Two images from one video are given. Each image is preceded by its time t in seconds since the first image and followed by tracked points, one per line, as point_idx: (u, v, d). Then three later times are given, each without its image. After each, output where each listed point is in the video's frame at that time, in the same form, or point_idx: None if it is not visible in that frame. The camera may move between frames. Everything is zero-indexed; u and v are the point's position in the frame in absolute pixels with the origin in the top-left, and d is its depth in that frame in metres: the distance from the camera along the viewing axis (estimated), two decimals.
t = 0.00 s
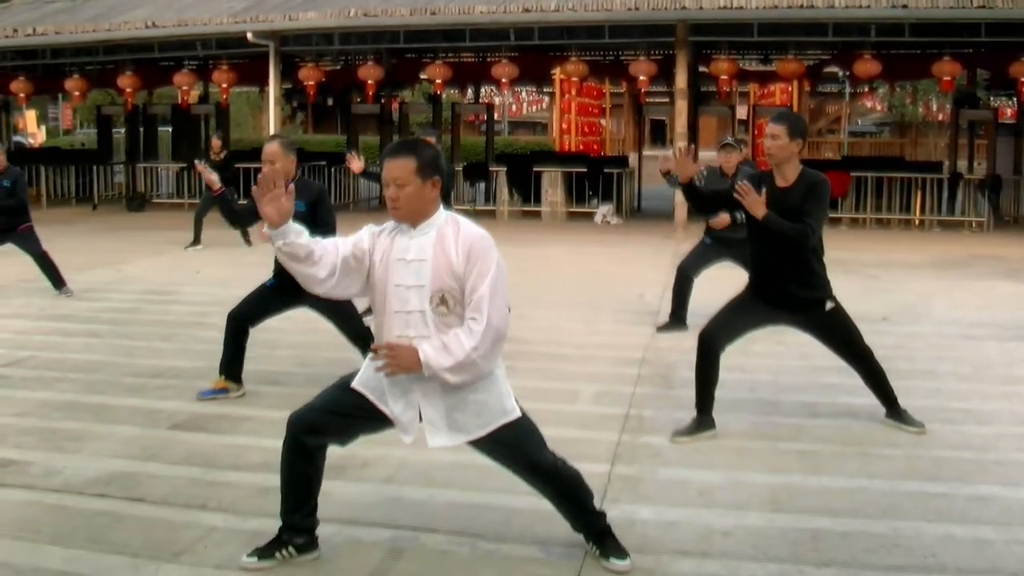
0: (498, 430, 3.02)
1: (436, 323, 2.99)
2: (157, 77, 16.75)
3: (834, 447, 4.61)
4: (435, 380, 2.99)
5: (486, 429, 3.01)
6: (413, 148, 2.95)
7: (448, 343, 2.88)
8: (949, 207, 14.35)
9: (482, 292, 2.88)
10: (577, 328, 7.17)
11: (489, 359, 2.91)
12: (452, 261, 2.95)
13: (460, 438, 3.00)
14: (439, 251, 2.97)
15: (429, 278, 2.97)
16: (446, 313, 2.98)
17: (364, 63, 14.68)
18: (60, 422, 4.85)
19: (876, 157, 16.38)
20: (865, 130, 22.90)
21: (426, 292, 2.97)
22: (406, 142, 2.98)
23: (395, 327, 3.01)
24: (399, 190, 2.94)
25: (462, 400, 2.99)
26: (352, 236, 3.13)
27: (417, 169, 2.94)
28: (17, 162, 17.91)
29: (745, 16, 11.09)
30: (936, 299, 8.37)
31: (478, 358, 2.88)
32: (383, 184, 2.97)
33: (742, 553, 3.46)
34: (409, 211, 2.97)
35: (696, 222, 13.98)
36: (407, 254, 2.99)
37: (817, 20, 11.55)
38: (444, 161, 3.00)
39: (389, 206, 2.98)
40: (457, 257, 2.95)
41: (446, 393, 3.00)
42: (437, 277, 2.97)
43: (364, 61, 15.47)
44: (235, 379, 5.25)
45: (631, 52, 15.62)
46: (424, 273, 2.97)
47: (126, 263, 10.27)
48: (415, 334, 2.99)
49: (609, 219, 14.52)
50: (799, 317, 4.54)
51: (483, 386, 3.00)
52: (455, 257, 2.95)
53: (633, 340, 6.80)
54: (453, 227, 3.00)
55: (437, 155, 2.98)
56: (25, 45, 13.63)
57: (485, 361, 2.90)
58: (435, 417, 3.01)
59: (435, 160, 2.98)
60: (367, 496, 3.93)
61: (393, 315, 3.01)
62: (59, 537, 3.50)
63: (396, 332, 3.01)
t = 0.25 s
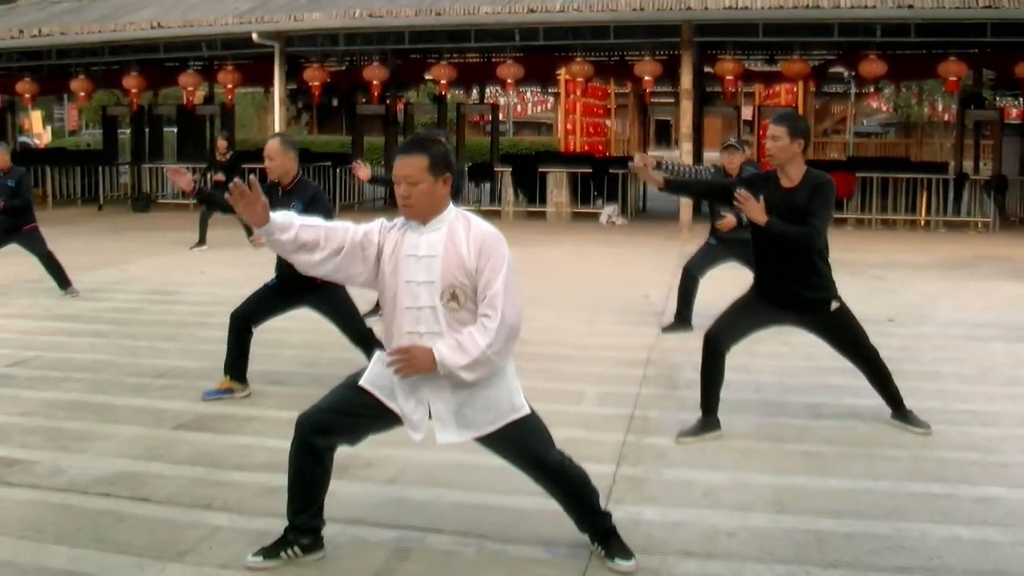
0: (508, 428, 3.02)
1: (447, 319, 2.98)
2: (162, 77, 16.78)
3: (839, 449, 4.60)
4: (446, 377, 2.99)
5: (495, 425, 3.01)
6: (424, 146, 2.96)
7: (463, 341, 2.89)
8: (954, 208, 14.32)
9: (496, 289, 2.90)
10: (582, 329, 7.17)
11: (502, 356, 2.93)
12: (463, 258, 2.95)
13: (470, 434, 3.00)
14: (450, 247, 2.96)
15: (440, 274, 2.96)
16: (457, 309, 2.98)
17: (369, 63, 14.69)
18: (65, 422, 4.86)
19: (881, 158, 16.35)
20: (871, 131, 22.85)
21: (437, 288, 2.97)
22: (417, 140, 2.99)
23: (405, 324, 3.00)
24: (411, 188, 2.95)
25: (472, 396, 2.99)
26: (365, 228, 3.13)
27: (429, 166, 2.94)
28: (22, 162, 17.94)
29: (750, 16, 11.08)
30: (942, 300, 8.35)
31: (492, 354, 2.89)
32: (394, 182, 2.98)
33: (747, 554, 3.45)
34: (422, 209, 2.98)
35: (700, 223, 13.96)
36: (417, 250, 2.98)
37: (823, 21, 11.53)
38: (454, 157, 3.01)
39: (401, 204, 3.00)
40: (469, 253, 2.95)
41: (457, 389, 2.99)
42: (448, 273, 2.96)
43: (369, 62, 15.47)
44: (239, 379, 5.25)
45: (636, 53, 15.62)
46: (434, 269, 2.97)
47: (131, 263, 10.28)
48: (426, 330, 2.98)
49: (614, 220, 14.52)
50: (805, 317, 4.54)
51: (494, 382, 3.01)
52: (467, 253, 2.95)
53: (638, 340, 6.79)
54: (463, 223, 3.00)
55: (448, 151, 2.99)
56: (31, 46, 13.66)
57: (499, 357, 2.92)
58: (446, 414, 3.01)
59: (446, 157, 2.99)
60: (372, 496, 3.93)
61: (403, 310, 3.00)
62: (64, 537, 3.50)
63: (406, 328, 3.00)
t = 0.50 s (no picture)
0: (515, 427, 3.02)
1: (457, 317, 2.99)
2: (166, 77, 16.79)
3: (842, 450, 4.59)
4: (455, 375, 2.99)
5: (502, 423, 3.01)
6: (433, 143, 2.94)
7: (475, 339, 2.90)
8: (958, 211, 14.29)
9: (509, 287, 2.91)
10: (585, 330, 7.16)
11: (513, 353, 2.95)
12: (475, 256, 2.96)
13: (478, 432, 3.01)
14: (462, 246, 2.98)
15: (451, 272, 2.98)
16: (467, 307, 2.99)
17: (372, 64, 14.69)
18: (68, 421, 4.86)
19: (885, 160, 16.33)
20: (875, 133, 22.81)
21: (448, 285, 2.98)
22: (425, 137, 2.96)
23: (414, 322, 3.01)
24: (421, 187, 2.95)
25: (480, 394, 2.99)
26: (369, 228, 3.11)
27: (439, 164, 2.94)
28: (26, 162, 17.97)
29: (754, 18, 11.07)
30: (945, 302, 8.34)
31: (504, 352, 2.91)
32: (405, 181, 2.97)
33: (749, 556, 3.45)
34: (433, 208, 2.98)
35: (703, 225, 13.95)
36: (428, 248, 2.99)
37: (826, 22, 11.52)
38: (463, 153, 3.00)
39: (412, 204, 2.99)
40: (481, 251, 2.97)
41: (466, 387, 3.00)
42: (459, 271, 2.97)
43: (373, 62, 15.47)
44: (242, 379, 5.25)
45: (639, 54, 15.62)
46: (446, 266, 2.98)
47: (134, 263, 10.29)
48: (437, 328, 2.99)
49: (618, 221, 14.51)
50: (808, 319, 4.53)
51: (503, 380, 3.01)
52: (479, 252, 2.97)
53: (641, 342, 6.79)
54: (473, 221, 3.01)
55: (457, 147, 2.97)
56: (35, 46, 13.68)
57: (510, 355, 2.93)
58: (454, 413, 3.01)
59: (456, 153, 2.98)
60: (374, 496, 3.93)
61: (413, 308, 3.00)
62: (67, 536, 3.51)
63: (416, 326, 3.01)
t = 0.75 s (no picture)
0: (521, 425, 3.02)
1: (466, 315, 2.99)
2: (168, 78, 16.81)
3: (845, 451, 4.59)
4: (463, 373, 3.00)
5: (509, 421, 3.01)
6: (442, 143, 2.93)
7: (487, 337, 2.90)
8: (960, 210, 14.28)
9: (519, 285, 2.93)
10: (587, 330, 7.16)
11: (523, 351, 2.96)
12: (485, 253, 2.98)
13: (485, 430, 3.01)
14: (472, 243, 2.99)
15: (461, 268, 2.99)
16: (476, 304, 3.00)
17: (374, 65, 14.70)
18: (70, 422, 4.87)
19: (887, 160, 16.33)
20: (877, 133, 22.80)
21: (458, 282, 2.98)
22: (434, 136, 2.94)
23: (422, 320, 3.01)
24: (435, 188, 2.94)
25: (488, 391, 3.00)
26: (367, 247, 3.09)
27: (452, 164, 2.93)
28: (28, 163, 17.99)
29: (757, 17, 11.06)
30: (948, 302, 8.34)
31: (515, 349, 2.92)
32: (416, 183, 2.95)
33: (752, 556, 3.45)
34: (445, 207, 2.98)
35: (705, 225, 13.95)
36: (437, 245, 2.99)
37: (828, 22, 11.52)
38: (471, 151, 3.00)
39: (423, 205, 2.98)
40: (491, 249, 2.98)
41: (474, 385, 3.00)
42: (469, 268, 2.99)
43: (375, 63, 15.48)
44: (244, 380, 5.26)
45: (641, 54, 15.62)
46: (455, 263, 2.98)
47: (137, 264, 10.30)
48: (445, 325, 2.99)
49: (620, 221, 14.52)
50: (811, 318, 4.53)
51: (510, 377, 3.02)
52: (489, 249, 2.98)
53: (643, 342, 6.79)
54: (482, 219, 3.03)
55: (465, 146, 2.97)
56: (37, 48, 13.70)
57: (521, 352, 2.95)
58: (461, 411, 3.00)
59: (464, 152, 2.98)
60: (377, 497, 3.93)
61: (421, 306, 3.00)
62: (69, 537, 3.51)
63: (423, 324, 3.01)
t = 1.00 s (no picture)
0: (524, 423, 3.02)
1: (471, 313, 2.99)
2: (170, 79, 16.81)
3: (849, 450, 4.59)
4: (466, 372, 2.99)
5: (513, 419, 3.01)
6: (449, 142, 2.92)
7: (496, 337, 2.92)
8: (963, 208, 14.26)
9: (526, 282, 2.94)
10: (590, 330, 7.16)
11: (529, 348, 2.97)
12: (490, 250, 2.98)
13: (489, 429, 3.01)
14: (477, 240, 2.99)
15: (466, 266, 2.99)
16: (481, 302, 3.00)
17: (376, 65, 14.69)
18: (74, 424, 4.87)
19: (890, 158, 16.31)
20: (880, 131, 22.77)
21: (463, 281, 2.98)
22: (438, 135, 2.93)
23: (427, 319, 3.00)
24: (441, 186, 2.93)
25: (493, 389, 2.99)
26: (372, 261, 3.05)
27: (458, 162, 2.92)
28: (31, 165, 18.01)
29: (759, 16, 11.04)
30: (951, 301, 8.32)
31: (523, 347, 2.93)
32: (421, 181, 2.94)
33: (756, 555, 3.44)
34: (451, 205, 2.98)
35: (708, 224, 13.94)
36: (441, 243, 2.99)
37: (831, 20, 11.50)
38: (475, 148, 2.99)
39: (429, 204, 2.97)
40: (496, 247, 2.98)
41: (477, 385, 2.99)
42: (474, 265, 2.98)
43: (376, 64, 15.48)
44: (248, 381, 5.26)
45: (643, 54, 15.62)
46: (461, 261, 2.98)
47: (139, 266, 10.31)
48: (450, 323, 2.99)
49: (622, 221, 14.51)
50: (815, 317, 4.52)
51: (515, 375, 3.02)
52: (494, 247, 2.98)
53: (646, 341, 6.78)
54: (486, 216, 3.03)
55: (471, 144, 2.96)
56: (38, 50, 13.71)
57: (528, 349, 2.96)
58: (465, 410, 3.00)
59: (469, 150, 2.97)
60: (380, 497, 3.93)
61: (426, 305, 3.00)
62: (73, 538, 3.51)
63: (428, 323, 3.00)
